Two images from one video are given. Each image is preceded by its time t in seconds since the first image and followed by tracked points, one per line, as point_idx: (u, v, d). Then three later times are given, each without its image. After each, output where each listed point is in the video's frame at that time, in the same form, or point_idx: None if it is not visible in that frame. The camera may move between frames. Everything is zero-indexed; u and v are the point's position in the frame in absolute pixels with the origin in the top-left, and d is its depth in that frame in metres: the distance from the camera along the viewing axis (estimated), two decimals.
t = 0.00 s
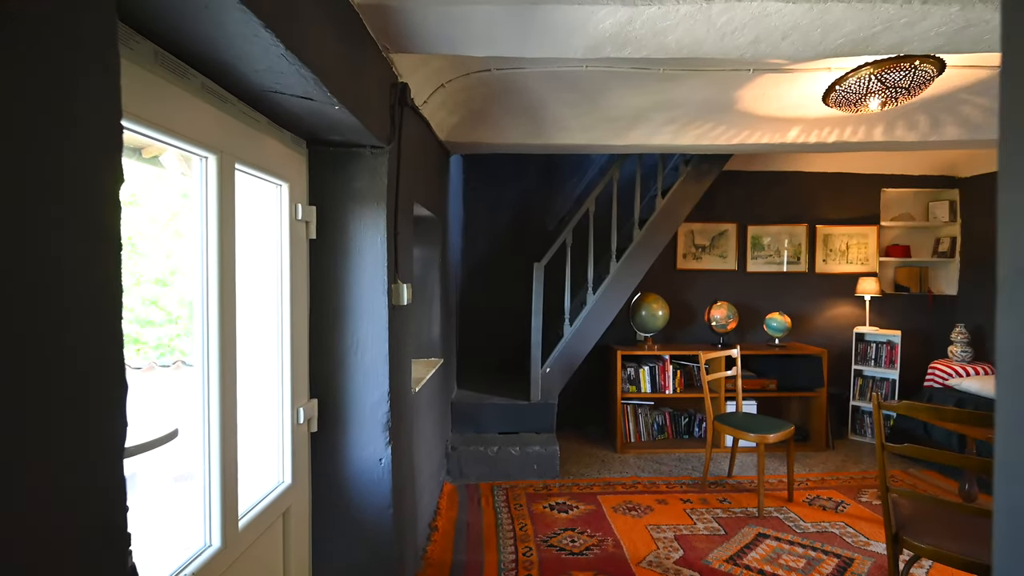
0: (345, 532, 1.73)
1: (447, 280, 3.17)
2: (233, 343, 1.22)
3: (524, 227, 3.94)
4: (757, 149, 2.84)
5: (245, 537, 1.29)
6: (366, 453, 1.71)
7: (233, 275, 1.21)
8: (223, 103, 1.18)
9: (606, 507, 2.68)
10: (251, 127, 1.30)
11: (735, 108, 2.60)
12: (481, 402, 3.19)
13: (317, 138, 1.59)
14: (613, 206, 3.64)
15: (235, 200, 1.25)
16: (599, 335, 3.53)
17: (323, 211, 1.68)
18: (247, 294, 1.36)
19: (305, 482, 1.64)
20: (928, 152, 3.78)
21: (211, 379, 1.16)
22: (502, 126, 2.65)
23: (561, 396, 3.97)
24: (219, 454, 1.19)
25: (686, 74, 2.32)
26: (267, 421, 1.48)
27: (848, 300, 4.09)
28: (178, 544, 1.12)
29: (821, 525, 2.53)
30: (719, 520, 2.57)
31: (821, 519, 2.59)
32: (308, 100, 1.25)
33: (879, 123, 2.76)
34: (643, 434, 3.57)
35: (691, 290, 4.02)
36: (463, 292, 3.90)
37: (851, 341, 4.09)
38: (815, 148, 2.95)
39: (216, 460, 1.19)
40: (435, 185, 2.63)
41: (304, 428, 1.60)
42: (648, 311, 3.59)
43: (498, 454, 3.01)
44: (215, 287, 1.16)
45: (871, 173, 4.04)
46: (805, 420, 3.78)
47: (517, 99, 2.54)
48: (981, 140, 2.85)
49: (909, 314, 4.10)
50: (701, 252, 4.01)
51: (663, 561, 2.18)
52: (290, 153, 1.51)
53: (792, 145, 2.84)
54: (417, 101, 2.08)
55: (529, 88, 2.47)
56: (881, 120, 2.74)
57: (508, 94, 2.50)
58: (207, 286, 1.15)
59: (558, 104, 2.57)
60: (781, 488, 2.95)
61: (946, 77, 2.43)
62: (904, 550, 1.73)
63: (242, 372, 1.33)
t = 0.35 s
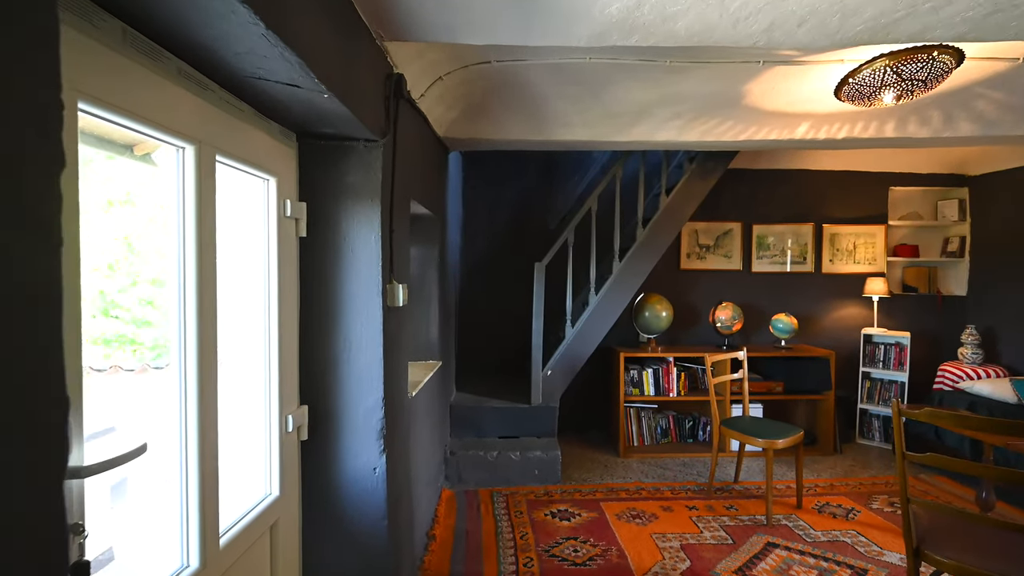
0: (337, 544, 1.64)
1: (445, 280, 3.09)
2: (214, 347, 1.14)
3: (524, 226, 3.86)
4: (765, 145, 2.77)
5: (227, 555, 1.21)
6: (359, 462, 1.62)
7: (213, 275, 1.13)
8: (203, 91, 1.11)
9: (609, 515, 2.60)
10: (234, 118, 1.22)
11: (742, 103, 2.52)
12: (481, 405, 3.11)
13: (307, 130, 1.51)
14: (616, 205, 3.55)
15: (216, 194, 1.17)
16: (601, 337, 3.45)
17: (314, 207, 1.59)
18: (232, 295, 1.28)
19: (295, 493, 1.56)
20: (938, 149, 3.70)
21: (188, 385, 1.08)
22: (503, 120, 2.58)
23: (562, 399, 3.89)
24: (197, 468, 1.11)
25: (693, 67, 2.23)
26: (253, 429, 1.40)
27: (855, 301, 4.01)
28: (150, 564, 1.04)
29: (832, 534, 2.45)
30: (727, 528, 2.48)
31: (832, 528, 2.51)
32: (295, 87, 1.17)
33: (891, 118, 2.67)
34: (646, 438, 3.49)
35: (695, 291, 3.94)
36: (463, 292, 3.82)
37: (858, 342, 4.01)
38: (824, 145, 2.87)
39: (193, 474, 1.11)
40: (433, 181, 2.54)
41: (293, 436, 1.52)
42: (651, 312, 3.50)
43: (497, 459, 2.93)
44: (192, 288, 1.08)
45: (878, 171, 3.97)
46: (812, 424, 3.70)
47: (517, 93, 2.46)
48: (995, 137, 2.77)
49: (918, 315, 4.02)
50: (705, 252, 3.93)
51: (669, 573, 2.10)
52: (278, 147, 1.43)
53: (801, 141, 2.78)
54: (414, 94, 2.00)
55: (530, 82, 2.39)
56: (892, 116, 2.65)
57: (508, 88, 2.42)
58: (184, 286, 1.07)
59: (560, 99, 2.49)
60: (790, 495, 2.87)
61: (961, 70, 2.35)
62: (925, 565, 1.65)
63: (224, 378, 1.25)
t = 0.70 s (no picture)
0: (329, 555, 1.57)
1: (443, 280, 3.02)
2: (195, 351, 1.08)
3: (524, 225, 3.79)
4: (769, 141, 2.70)
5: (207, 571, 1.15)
6: (351, 469, 1.55)
7: (194, 274, 1.07)
8: (184, 79, 1.05)
9: (611, 521, 2.54)
10: (218, 108, 1.16)
11: (747, 99, 2.46)
12: (480, 408, 3.05)
13: (296, 123, 1.44)
14: (617, 203, 3.49)
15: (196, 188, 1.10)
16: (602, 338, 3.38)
17: (304, 203, 1.52)
18: (216, 296, 1.23)
19: (283, 503, 1.49)
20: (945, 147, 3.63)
21: (164, 391, 1.02)
22: (502, 115, 2.52)
23: (563, 401, 3.82)
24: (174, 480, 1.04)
25: (697, 60, 2.17)
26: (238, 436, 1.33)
27: (860, 301, 3.94)
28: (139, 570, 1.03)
29: (840, 541, 2.38)
30: (732, 535, 2.41)
31: (839, 534, 2.44)
32: (281, 76, 1.11)
33: (900, 114, 2.61)
34: (648, 441, 3.43)
35: (697, 291, 3.88)
36: (462, 292, 3.76)
37: (863, 343, 3.94)
38: (830, 142, 2.81)
39: (170, 486, 1.04)
40: (430, 178, 2.48)
41: (281, 444, 1.45)
42: (653, 312, 3.44)
43: (496, 464, 2.86)
44: (169, 288, 1.01)
45: (884, 170, 3.90)
46: (817, 427, 3.64)
47: (516, 88, 2.40)
48: (1006, 133, 2.70)
49: (924, 315, 3.95)
50: (708, 251, 3.86)
51: None
52: (265, 140, 1.37)
53: (806, 138, 2.72)
54: (409, 87, 1.93)
55: (529, 76, 2.32)
56: (901, 111, 2.59)
57: (506, 83, 2.36)
58: (160, 286, 1.01)
59: (560, 94, 2.42)
60: (796, 500, 2.80)
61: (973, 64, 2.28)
62: None
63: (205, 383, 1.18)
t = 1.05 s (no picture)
0: (318, 568, 1.50)
1: (440, 279, 2.95)
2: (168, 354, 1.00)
3: (523, 223, 3.72)
4: (775, 136, 2.63)
5: None
6: (341, 477, 1.48)
7: (167, 272, 1.00)
8: (156, 62, 0.97)
9: (613, 527, 2.46)
10: (195, 95, 1.09)
11: (753, 93, 2.39)
12: (478, 411, 2.98)
13: (282, 114, 1.37)
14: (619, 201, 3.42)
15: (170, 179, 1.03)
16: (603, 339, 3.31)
17: (291, 199, 1.45)
18: (197, 296, 1.18)
19: (269, 513, 1.41)
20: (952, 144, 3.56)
21: (133, 398, 0.95)
22: (500, 110, 2.45)
23: (563, 403, 3.75)
24: (143, 493, 0.97)
25: (702, 51, 2.10)
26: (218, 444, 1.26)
27: (866, 301, 3.87)
28: None
29: (848, 548, 2.31)
30: (737, 542, 2.34)
31: (848, 541, 2.37)
32: (260, 60, 1.03)
33: (909, 109, 2.54)
34: (650, 444, 3.36)
35: (700, 290, 3.81)
36: (460, 292, 3.69)
37: (869, 344, 3.87)
38: (836, 137, 2.74)
39: (138, 500, 0.97)
40: (427, 174, 2.41)
41: (266, 451, 1.37)
42: (655, 313, 3.36)
43: (494, 468, 2.79)
44: (138, 287, 0.94)
45: (889, 167, 3.83)
46: (822, 429, 3.57)
47: (515, 82, 2.33)
48: (1018, 128, 2.63)
49: (931, 315, 3.88)
50: (710, 250, 3.79)
51: None
52: (248, 130, 1.29)
53: (812, 133, 2.65)
54: (403, 79, 1.86)
55: (528, 69, 2.25)
56: (910, 106, 2.52)
57: (505, 76, 2.29)
58: (129, 286, 0.93)
59: (559, 87, 2.35)
60: (802, 505, 2.73)
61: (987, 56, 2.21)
62: None
63: (180, 389, 1.11)
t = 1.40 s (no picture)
0: None
1: (436, 279, 2.88)
2: (135, 358, 0.93)
3: (522, 222, 3.66)
4: (779, 132, 2.57)
5: None
6: (329, 485, 1.41)
7: (135, 271, 0.92)
8: (123, 45, 0.90)
9: (613, 533, 2.40)
10: (167, 81, 1.02)
11: (757, 87, 2.32)
12: (475, 413, 2.92)
13: (266, 104, 1.30)
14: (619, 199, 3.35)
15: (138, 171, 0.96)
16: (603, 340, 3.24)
17: (275, 193, 1.38)
18: (171, 295, 1.10)
19: (252, 523, 1.34)
20: (959, 141, 3.49)
21: (96, 406, 0.87)
22: (498, 105, 2.39)
23: (562, 404, 3.69)
24: (106, 510, 0.90)
25: (706, 43, 2.03)
26: (196, 452, 1.19)
27: (870, 301, 3.80)
28: None
29: (855, 556, 2.25)
30: (740, 549, 2.28)
31: (855, 548, 2.30)
32: (237, 43, 0.96)
33: (917, 104, 2.47)
34: (650, 447, 3.30)
35: (702, 290, 3.74)
36: (458, 292, 3.63)
37: (873, 345, 3.80)
38: (842, 133, 2.67)
39: (103, 517, 0.89)
40: (421, 170, 2.34)
41: (248, 459, 1.30)
42: (656, 313, 3.29)
43: (492, 471, 2.73)
44: (101, 287, 0.87)
45: (894, 165, 3.76)
46: (826, 431, 3.50)
47: (512, 76, 2.26)
48: None
49: (936, 316, 3.82)
50: (712, 249, 3.73)
51: None
52: (229, 121, 1.22)
53: (818, 129, 2.58)
54: (397, 72, 1.80)
55: (526, 62, 2.19)
56: (919, 101, 2.46)
57: (502, 70, 2.23)
58: (91, 285, 0.86)
59: (558, 81, 2.29)
60: (807, 510, 2.66)
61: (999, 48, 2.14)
62: None
63: (150, 395, 1.03)
